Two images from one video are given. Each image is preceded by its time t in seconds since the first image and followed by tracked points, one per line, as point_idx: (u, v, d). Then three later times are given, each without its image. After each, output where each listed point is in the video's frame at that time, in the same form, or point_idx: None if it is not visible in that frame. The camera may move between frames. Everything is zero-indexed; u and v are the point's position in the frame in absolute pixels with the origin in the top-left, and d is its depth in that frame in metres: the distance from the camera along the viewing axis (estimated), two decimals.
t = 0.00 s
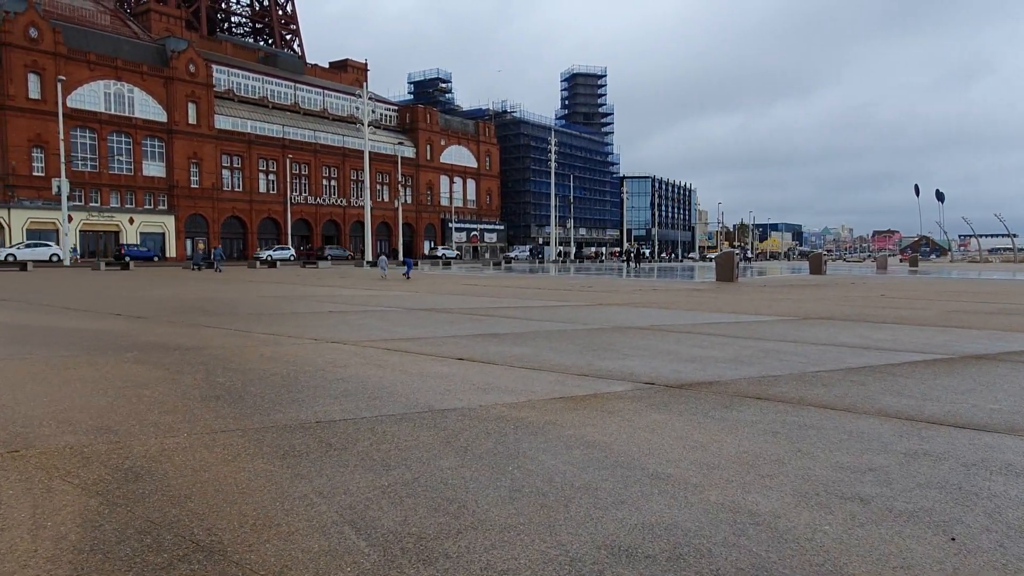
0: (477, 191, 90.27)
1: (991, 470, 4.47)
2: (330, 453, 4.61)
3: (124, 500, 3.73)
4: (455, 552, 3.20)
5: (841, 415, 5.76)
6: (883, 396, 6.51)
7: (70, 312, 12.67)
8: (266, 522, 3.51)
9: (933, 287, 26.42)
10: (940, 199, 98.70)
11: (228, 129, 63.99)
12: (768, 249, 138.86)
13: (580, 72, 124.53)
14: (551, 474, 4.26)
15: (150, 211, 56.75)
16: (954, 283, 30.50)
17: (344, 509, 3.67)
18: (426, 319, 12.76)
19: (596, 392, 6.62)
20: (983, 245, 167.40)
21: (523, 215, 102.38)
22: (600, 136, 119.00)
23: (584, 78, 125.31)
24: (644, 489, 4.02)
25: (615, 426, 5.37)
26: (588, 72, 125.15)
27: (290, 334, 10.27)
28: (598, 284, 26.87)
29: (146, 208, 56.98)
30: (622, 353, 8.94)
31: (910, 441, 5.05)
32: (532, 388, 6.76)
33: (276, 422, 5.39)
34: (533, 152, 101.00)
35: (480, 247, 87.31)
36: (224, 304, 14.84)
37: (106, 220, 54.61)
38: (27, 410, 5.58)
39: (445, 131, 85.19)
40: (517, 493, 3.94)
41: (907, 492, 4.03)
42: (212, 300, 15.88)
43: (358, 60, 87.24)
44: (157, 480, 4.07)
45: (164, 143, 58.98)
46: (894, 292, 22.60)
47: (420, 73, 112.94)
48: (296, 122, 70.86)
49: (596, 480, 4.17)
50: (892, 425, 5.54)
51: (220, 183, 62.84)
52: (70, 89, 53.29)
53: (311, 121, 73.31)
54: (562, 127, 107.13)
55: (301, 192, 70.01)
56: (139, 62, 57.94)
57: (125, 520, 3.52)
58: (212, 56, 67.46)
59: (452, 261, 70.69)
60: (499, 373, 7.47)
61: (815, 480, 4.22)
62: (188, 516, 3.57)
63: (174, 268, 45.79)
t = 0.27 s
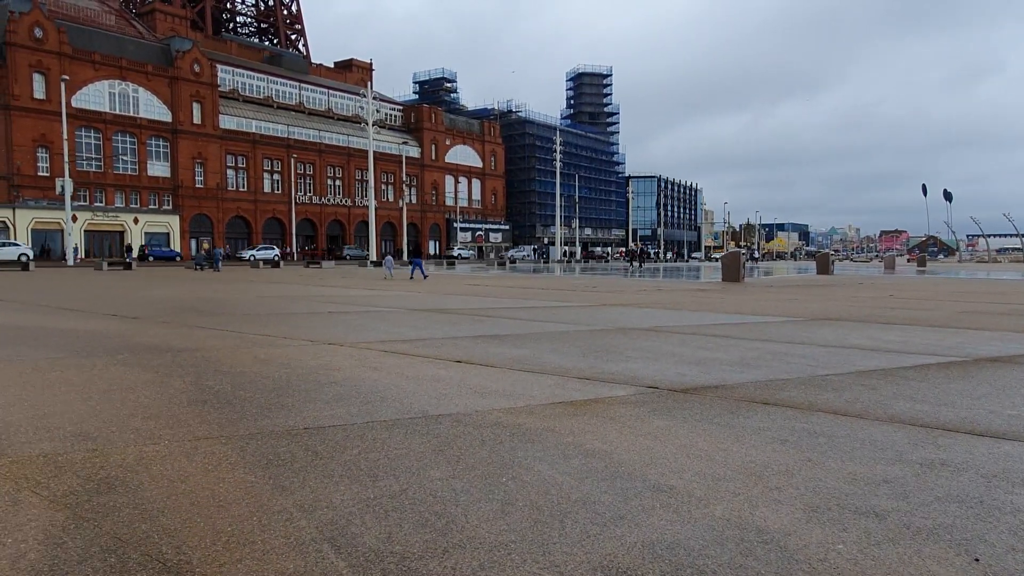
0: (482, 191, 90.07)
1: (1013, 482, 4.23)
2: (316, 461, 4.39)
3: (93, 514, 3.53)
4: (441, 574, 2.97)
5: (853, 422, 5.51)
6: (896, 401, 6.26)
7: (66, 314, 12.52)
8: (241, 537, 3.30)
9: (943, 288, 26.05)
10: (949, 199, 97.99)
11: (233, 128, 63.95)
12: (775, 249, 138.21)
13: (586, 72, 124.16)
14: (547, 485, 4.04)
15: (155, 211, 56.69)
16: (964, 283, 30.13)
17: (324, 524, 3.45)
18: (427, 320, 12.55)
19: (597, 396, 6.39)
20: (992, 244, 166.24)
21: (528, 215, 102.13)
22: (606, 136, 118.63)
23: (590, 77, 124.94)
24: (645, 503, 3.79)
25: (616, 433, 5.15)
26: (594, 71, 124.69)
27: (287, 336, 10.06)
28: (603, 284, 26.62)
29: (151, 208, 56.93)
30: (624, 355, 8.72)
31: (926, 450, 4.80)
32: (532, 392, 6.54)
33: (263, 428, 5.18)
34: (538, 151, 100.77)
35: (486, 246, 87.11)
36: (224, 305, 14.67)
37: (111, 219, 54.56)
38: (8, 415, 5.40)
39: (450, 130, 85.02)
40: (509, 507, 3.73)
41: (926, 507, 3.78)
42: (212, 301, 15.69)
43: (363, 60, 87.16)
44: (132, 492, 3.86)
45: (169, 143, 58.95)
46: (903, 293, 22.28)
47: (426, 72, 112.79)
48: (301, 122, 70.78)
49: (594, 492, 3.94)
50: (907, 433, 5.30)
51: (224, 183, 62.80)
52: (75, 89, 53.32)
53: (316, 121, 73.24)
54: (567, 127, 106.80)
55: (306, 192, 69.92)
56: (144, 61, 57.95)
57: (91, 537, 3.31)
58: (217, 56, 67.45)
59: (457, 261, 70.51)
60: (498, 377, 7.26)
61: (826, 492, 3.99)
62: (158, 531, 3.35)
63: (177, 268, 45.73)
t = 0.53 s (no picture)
0: (490, 192, 89.89)
1: None
2: (301, 473, 4.19)
3: (61, 531, 3.36)
4: None
5: (866, 431, 5.27)
6: (911, 410, 6.01)
7: (66, 316, 12.40)
8: (214, 557, 3.12)
9: (957, 289, 25.60)
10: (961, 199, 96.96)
11: (240, 129, 64.04)
12: (785, 249, 137.31)
13: (594, 71, 123.68)
14: (543, 500, 3.83)
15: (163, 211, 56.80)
16: (979, 285, 29.62)
17: (303, 543, 3.26)
18: (429, 323, 12.33)
19: (599, 403, 6.16)
20: (1004, 245, 164.50)
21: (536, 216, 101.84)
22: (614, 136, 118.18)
23: (598, 77, 124.49)
24: (645, 520, 3.58)
25: (617, 443, 4.93)
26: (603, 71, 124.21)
27: (287, 339, 9.88)
28: (610, 286, 26.32)
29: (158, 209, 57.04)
30: (629, 359, 8.49)
31: (944, 462, 4.56)
32: (532, 399, 6.32)
33: (251, 436, 5.00)
34: (546, 152, 100.50)
35: (493, 247, 86.92)
36: (226, 307, 14.53)
37: (119, 220, 54.68)
38: None
39: (458, 131, 84.88)
40: (499, 523, 3.53)
41: (944, 526, 3.55)
42: (215, 302, 15.56)
43: (371, 61, 87.16)
44: (107, 506, 3.69)
45: (177, 143, 59.07)
46: (917, 295, 21.87)
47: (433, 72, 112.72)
48: (308, 123, 70.81)
49: (589, 507, 3.73)
50: (922, 441, 5.08)
51: (232, 184, 62.87)
52: (83, 90, 53.49)
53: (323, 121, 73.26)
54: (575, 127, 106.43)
55: (314, 193, 69.93)
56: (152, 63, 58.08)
57: (57, 556, 3.14)
58: (225, 57, 67.58)
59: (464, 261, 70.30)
60: (498, 382, 7.05)
61: (837, 509, 3.76)
62: (123, 552, 3.16)
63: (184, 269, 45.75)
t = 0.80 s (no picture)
0: (503, 192, 89.79)
1: None
2: (288, 483, 4.02)
3: (28, 545, 3.19)
4: None
5: (883, 439, 5.03)
6: (930, 416, 5.76)
7: (71, 317, 12.34)
8: None
9: (974, 290, 25.16)
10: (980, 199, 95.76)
11: (254, 130, 64.29)
12: (800, 249, 136.20)
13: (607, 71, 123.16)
14: (540, 513, 3.63)
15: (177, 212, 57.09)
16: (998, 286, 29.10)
17: (282, 561, 3.08)
18: (435, 324, 12.16)
19: (604, 408, 5.96)
20: None
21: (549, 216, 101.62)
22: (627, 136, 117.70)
23: (611, 77, 123.92)
24: (647, 537, 3.37)
25: (623, 451, 4.71)
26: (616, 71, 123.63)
27: (290, 341, 9.75)
28: (621, 286, 26.07)
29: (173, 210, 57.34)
30: (638, 362, 8.27)
31: (966, 473, 4.31)
32: (534, 404, 6.12)
33: (240, 442, 4.83)
34: (559, 152, 100.26)
35: (506, 247, 86.81)
36: (233, 308, 14.44)
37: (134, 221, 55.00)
38: None
39: (470, 131, 84.81)
40: (491, 540, 3.32)
41: (967, 545, 3.31)
42: (222, 304, 15.45)
43: (384, 61, 87.27)
44: (82, 517, 3.52)
45: (191, 145, 59.37)
46: (934, 295, 21.44)
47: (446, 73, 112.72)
48: (321, 124, 71.00)
49: (587, 522, 3.52)
50: (944, 450, 4.83)
51: (245, 185, 63.12)
52: (98, 92, 53.86)
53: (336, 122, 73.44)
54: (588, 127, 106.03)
55: (327, 194, 70.12)
56: (167, 65, 58.43)
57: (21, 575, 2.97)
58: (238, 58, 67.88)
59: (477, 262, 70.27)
60: (501, 385, 6.87)
61: (852, 524, 3.53)
62: (93, 567, 3.00)
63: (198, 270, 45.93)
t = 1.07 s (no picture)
0: (522, 193, 89.63)
1: None
2: (287, 496, 3.87)
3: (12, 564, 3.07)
4: None
5: (911, 451, 4.78)
6: (961, 426, 5.49)
7: (87, 319, 12.36)
8: None
9: (1003, 292, 24.56)
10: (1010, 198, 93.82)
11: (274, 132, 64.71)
12: (823, 249, 134.56)
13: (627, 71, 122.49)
14: (548, 531, 3.45)
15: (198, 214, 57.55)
16: None
17: None
18: (450, 327, 12.00)
19: (618, 416, 5.76)
20: None
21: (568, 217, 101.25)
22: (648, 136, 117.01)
23: (632, 77, 123.26)
24: (659, 557, 3.18)
25: (636, 463, 4.51)
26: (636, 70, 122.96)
27: (302, 344, 9.65)
28: (640, 287, 25.78)
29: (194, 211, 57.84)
30: (655, 367, 8.06)
31: (1001, 491, 4.06)
32: (546, 411, 5.94)
33: (242, 450, 4.70)
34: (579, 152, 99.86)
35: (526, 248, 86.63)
36: (249, 309, 14.41)
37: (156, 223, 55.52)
38: None
39: (490, 132, 84.75)
40: (497, 561, 3.14)
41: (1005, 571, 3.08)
42: (238, 305, 15.44)
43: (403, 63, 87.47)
44: (71, 532, 3.39)
45: (212, 146, 59.86)
46: (962, 297, 20.90)
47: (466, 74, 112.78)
48: (341, 125, 71.30)
49: (596, 541, 3.34)
50: (978, 464, 4.57)
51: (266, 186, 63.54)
52: (122, 95, 54.49)
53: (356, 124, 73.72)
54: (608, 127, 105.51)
55: (346, 195, 70.39)
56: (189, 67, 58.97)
57: None
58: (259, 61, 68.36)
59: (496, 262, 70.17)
60: (514, 391, 6.69)
61: (880, 547, 3.31)
62: None
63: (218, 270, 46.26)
